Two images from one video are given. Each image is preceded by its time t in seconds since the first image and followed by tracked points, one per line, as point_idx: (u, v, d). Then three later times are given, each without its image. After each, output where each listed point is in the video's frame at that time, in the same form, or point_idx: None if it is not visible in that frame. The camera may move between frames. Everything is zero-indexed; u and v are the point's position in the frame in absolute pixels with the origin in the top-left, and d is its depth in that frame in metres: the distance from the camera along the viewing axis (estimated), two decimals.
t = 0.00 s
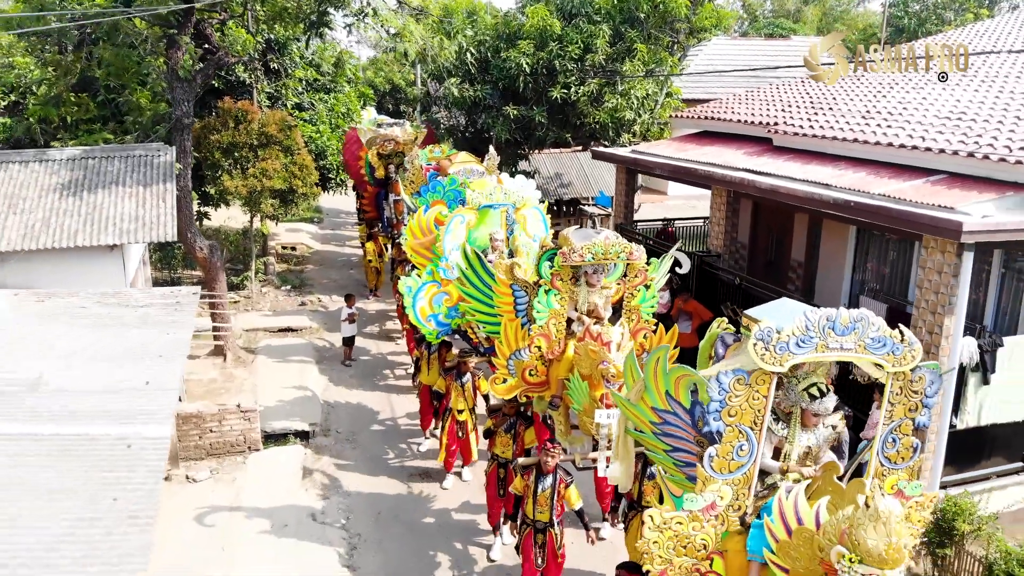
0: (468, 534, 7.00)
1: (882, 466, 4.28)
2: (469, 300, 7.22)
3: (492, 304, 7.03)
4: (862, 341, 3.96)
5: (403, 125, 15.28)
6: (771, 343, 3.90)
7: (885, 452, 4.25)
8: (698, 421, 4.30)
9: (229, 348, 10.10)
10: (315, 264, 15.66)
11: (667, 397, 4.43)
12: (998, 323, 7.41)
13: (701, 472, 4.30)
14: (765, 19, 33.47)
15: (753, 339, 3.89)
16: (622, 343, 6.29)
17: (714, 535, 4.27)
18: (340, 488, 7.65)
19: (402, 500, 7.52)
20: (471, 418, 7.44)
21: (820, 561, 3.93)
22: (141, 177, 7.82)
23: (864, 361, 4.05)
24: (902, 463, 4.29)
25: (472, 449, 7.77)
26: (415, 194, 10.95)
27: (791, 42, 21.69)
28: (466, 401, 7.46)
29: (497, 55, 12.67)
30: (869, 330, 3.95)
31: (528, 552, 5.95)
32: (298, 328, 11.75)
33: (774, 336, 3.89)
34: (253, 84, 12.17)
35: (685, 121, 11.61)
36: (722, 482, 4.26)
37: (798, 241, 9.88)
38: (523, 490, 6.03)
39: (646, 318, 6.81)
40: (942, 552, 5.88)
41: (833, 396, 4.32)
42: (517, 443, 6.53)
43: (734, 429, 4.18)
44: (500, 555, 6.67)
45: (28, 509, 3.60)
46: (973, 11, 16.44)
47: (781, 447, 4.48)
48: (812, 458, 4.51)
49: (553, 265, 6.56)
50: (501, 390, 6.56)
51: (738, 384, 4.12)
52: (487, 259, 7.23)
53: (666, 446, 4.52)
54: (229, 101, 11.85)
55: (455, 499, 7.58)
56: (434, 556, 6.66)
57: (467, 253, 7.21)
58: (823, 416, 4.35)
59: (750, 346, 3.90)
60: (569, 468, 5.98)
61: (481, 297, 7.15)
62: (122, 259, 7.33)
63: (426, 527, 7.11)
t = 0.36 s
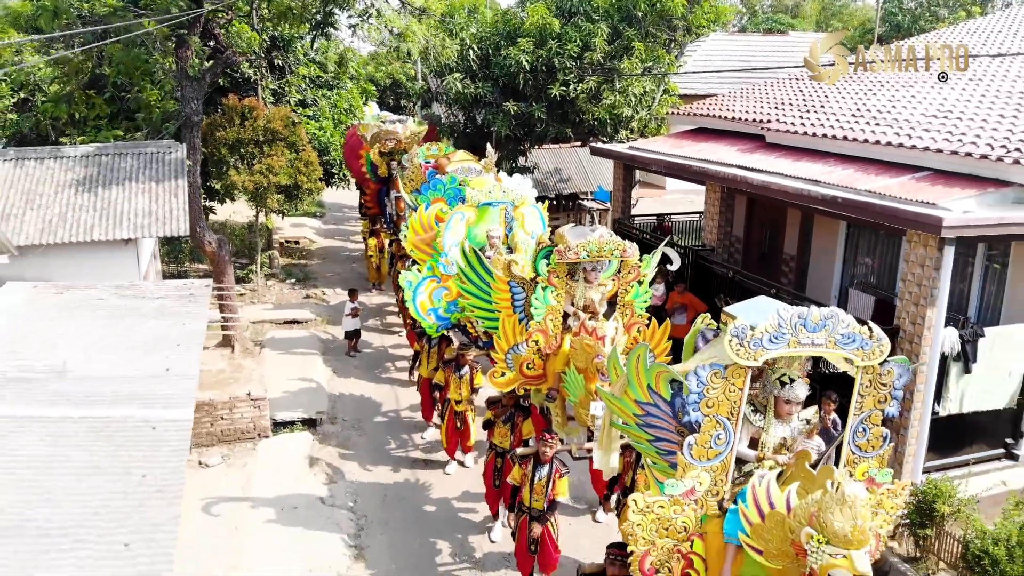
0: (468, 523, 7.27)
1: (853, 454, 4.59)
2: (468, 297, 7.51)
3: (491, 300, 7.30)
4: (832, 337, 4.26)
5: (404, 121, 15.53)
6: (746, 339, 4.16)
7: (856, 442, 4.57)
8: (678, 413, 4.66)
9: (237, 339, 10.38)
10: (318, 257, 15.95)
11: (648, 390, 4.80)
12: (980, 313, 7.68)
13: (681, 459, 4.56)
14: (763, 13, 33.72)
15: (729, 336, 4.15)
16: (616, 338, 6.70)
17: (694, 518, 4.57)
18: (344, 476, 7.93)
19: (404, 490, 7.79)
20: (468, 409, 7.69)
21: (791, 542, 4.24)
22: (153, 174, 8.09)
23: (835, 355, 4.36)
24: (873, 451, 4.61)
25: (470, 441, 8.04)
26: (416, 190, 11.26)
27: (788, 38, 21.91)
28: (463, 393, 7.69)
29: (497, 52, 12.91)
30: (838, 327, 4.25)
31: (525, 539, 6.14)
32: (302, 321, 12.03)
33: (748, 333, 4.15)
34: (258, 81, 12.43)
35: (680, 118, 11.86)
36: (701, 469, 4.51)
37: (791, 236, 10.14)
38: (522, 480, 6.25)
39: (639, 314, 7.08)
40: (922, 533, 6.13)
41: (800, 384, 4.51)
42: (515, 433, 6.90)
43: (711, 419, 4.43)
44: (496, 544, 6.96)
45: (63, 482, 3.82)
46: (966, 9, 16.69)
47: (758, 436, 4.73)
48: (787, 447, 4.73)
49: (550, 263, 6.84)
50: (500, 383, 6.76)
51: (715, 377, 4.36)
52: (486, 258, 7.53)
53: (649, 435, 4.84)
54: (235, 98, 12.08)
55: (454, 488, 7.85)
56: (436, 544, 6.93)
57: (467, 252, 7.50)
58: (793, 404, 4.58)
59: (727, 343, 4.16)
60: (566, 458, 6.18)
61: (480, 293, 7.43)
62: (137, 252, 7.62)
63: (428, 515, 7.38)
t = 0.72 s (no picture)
0: (469, 511, 7.56)
1: (832, 434, 4.89)
2: (470, 289, 7.78)
3: (492, 293, 7.60)
4: (809, 324, 4.56)
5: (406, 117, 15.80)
6: (727, 326, 4.48)
7: (834, 423, 4.88)
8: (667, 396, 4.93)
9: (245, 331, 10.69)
10: (321, 251, 16.23)
11: (639, 374, 5.06)
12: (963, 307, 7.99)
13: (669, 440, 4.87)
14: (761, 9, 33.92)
15: (711, 323, 4.47)
16: (613, 329, 6.98)
17: (682, 495, 4.89)
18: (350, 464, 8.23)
19: (407, 479, 8.09)
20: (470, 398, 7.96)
21: (772, 514, 4.55)
22: (165, 170, 8.36)
23: (814, 341, 4.65)
24: (850, 431, 4.90)
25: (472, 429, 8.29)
26: (417, 186, 11.53)
27: (786, 33, 22.18)
28: (465, 382, 7.97)
29: (497, 50, 13.16)
30: (816, 314, 4.55)
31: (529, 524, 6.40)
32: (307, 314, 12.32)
33: (729, 320, 4.48)
34: (263, 78, 12.69)
35: (676, 114, 12.11)
36: (688, 449, 4.84)
37: (783, 229, 10.38)
38: (522, 465, 6.47)
39: (636, 306, 7.43)
40: (904, 513, 6.41)
41: (768, 363, 4.83)
42: (517, 423, 6.87)
43: (697, 402, 4.74)
44: (495, 530, 7.26)
45: (93, 454, 4.07)
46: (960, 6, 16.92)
47: (738, 416, 5.02)
48: (767, 427, 5.06)
49: (550, 257, 7.16)
50: (501, 373, 7.05)
51: (701, 362, 4.68)
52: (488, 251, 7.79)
53: (639, 418, 5.14)
54: (242, 95, 12.33)
55: (456, 477, 8.16)
56: (439, 530, 7.22)
57: (469, 246, 7.76)
58: (766, 385, 4.87)
59: (710, 329, 4.48)
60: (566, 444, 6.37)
61: (482, 286, 7.70)
62: (149, 246, 7.89)
63: (432, 503, 7.68)
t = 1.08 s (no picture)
0: (472, 499, 7.87)
1: (816, 422, 5.06)
2: (474, 287, 8.17)
3: (496, 289, 7.97)
4: (793, 319, 4.77)
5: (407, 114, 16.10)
6: (716, 321, 4.75)
7: (819, 411, 5.04)
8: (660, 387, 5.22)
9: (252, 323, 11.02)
10: (324, 246, 16.54)
11: (633, 366, 5.38)
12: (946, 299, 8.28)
13: (662, 428, 5.13)
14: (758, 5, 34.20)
15: (702, 319, 4.75)
16: (613, 323, 7.24)
17: (674, 479, 5.14)
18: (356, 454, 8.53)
19: (414, 467, 8.41)
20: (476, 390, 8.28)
21: (758, 498, 4.69)
22: (175, 166, 8.64)
23: (799, 335, 4.86)
24: (834, 420, 5.07)
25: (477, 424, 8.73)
26: (419, 183, 11.81)
27: (782, 29, 22.47)
28: (473, 374, 8.33)
29: (497, 48, 13.45)
30: (800, 309, 4.77)
31: (529, 511, 6.65)
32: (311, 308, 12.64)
33: (718, 315, 4.74)
34: (268, 76, 12.99)
35: (673, 111, 12.43)
36: (679, 436, 5.09)
37: (776, 223, 10.65)
38: (525, 453, 6.75)
39: (635, 301, 7.64)
40: (885, 494, 6.71)
41: (750, 353, 5.10)
42: (520, 414, 7.46)
43: (688, 392, 5.03)
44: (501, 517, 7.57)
45: (122, 432, 4.36)
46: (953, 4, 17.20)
47: (726, 406, 5.29)
48: (754, 415, 5.34)
49: (551, 254, 7.42)
50: (505, 366, 7.44)
51: (691, 354, 4.97)
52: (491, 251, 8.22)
53: (633, 408, 5.42)
54: (248, 93, 12.61)
55: (460, 467, 8.46)
56: (444, 517, 7.54)
57: (474, 246, 8.20)
58: (752, 376, 5.16)
59: (700, 325, 4.75)
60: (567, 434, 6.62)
61: (484, 283, 8.11)
62: (161, 239, 8.19)
63: (437, 491, 7.98)
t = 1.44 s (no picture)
0: (472, 488, 8.17)
1: (795, 407, 5.41)
2: (474, 281, 8.38)
3: (495, 283, 8.21)
4: (772, 307, 5.10)
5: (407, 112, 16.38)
6: (697, 309, 5.01)
7: (796, 395, 5.39)
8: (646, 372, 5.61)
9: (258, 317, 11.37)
10: (327, 241, 16.85)
11: (621, 353, 5.80)
12: (930, 288, 8.57)
13: (648, 410, 5.46)
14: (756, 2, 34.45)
15: (684, 308, 5.02)
16: (606, 316, 7.59)
17: (659, 459, 5.47)
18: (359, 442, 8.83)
19: (416, 456, 8.74)
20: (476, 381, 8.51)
21: (737, 476, 5.02)
22: (185, 162, 8.95)
23: (777, 322, 5.17)
24: (811, 403, 5.41)
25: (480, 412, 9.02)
26: (418, 179, 12.09)
27: (780, 27, 22.74)
28: (473, 365, 8.56)
29: (496, 46, 13.70)
30: (778, 298, 5.08)
31: (525, 497, 6.85)
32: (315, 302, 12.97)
33: (700, 304, 5.01)
34: (272, 74, 13.26)
35: (668, 108, 12.72)
36: (663, 418, 5.43)
37: (767, 217, 10.93)
38: (522, 443, 7.00)
39: (628, 294, 7.91)
40: (867, 477, 7.01)
41: (738, 343, 5.43)
42: (517, 406, 7.58)
43: (671, 376, 5.33)
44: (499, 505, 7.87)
45: (145, 412, 4.66)
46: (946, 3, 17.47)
47: (711, 390, 5.65)
48: (738, 400, 5.67)
49: (548, 249, 7.70)
50: (503, 358, 7.71)
51: (674, 341, 5.26)
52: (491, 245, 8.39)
53: (621, 391, 5.82)
54: (252, 91, 12.86)
55: (460, 457, 8.76)
56: (444, 504, 7.86)
57: (474, 240, 8.38)
58: (740, 362, 5.48)
59: (682, 313, 5.03)
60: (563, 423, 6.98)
61: (484, 277, 8.31)
62: (172, 233, 8.49)
63: (438, 480, 8.29)
